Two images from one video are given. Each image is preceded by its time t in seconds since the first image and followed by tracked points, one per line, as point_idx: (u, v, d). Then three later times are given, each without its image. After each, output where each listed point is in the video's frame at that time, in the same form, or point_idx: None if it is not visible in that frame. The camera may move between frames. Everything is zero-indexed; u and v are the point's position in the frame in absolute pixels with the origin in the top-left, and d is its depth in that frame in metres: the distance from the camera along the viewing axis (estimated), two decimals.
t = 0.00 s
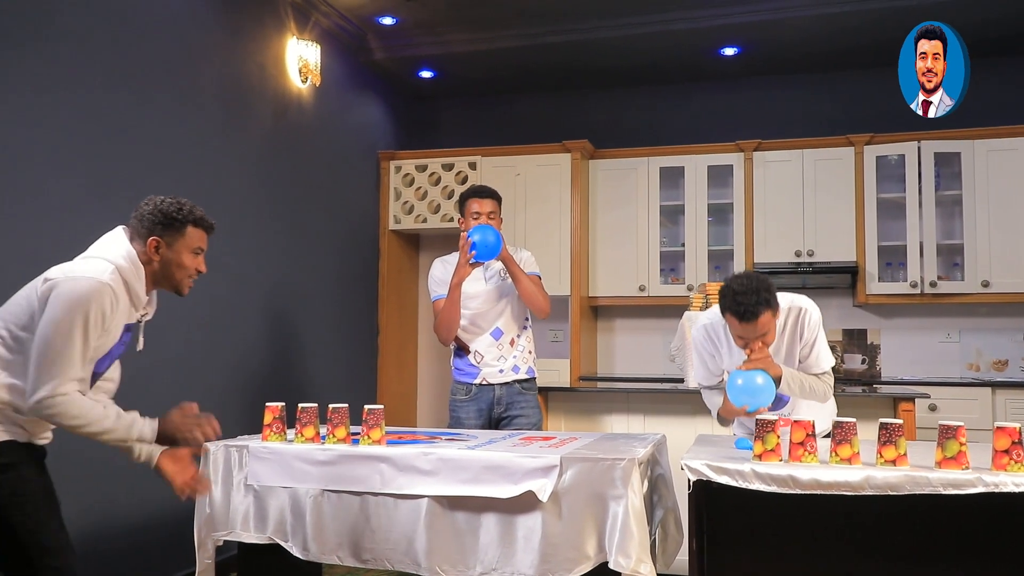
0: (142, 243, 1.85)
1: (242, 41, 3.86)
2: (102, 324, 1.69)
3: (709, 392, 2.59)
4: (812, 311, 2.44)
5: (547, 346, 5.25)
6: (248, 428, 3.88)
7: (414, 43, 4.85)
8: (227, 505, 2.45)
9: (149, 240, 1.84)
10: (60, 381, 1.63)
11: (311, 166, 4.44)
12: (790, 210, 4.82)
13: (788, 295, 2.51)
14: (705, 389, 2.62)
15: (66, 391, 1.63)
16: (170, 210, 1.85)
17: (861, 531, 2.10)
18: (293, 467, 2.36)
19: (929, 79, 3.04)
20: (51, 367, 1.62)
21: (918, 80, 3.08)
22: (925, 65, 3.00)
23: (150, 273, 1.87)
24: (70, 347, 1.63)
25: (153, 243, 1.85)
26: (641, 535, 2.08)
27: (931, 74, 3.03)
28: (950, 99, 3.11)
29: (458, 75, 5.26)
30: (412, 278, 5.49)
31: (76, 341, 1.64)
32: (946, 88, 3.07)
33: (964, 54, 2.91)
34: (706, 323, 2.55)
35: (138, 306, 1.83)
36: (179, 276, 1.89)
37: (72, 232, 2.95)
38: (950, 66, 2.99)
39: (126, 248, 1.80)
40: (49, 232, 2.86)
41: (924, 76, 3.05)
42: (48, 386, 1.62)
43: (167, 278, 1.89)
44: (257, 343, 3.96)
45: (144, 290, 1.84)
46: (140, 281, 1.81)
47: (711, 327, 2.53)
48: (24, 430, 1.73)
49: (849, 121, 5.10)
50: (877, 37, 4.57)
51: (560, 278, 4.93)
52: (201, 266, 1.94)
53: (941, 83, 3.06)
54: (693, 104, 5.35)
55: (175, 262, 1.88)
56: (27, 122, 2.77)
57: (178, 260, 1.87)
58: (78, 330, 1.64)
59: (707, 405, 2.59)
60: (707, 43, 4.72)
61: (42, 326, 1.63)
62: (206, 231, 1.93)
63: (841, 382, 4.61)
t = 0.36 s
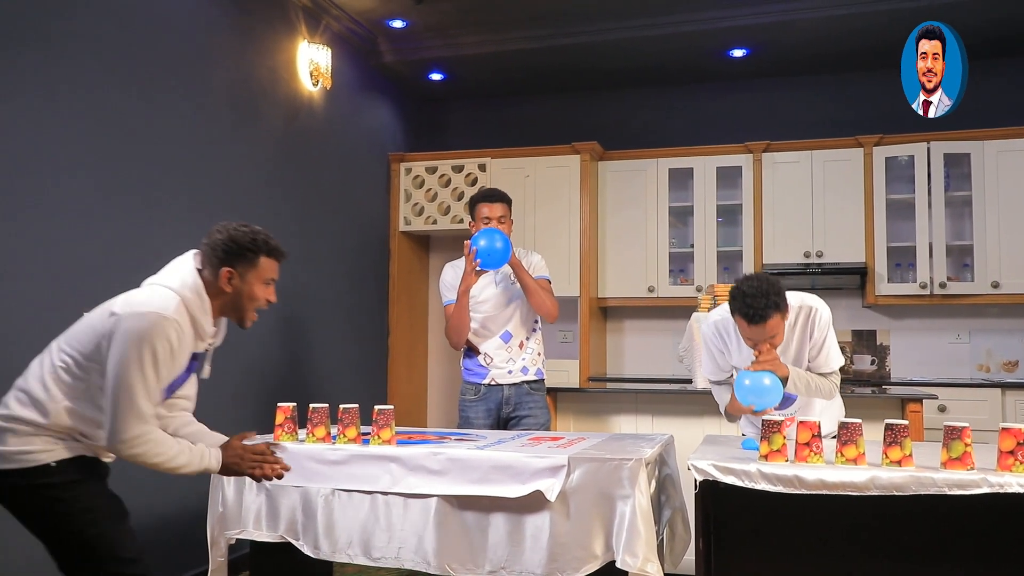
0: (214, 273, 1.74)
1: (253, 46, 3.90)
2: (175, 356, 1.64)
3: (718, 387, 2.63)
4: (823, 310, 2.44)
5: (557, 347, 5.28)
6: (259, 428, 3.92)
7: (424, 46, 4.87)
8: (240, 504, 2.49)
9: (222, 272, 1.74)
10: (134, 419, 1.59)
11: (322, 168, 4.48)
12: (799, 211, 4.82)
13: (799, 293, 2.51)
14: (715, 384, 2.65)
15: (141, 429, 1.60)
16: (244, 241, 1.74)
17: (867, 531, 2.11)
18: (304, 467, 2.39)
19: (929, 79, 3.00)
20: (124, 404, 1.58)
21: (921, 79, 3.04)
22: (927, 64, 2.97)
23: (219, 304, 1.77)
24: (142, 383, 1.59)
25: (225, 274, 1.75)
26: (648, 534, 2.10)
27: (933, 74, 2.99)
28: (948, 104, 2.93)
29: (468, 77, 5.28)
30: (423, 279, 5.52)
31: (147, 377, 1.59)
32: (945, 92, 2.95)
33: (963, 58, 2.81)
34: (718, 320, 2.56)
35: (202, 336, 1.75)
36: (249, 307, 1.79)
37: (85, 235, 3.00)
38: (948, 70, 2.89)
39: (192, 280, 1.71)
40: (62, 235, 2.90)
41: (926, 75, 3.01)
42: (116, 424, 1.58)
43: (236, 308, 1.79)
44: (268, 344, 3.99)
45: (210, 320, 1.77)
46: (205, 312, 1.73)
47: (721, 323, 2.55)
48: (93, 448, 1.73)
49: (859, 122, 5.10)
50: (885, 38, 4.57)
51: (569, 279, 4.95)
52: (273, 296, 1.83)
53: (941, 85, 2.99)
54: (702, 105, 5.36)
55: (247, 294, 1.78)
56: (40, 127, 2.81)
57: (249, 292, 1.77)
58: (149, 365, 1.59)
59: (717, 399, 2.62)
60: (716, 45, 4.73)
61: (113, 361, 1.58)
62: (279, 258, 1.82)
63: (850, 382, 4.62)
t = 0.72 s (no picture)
0: (278, 288, 1.67)
1: (264, 48, 3.92)
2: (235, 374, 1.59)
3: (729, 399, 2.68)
4: (829, 325, 2.47)
5: (566, 348, 5.28)
6: (269, 428, 3.94)
7: (433, 48, 4.89)
8: (250, 504, 2.51)
9: (285, 288, 1.67)
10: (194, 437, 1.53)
11: (332, 169, 4.50)
12: (808, 211, 4.82)
13: (804, 307, 2.55)
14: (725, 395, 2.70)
15: (201, 448, 1.54)
16: (308, 256, 1.68)
17: (873, 532, 2.12)
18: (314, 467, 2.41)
19: (929, 79, 2.92)
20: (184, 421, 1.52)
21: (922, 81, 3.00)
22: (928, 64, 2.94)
23: (280, 318, 1.71)
24: (202, 401, 1.53)
25: (289, 289, 1.68)
26: (655, 534, 2.11)
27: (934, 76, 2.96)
28: (946, 102, 2.80)
29: (477, 79, 5.30)
30: (432, 280, 5.54)
31: (209, 394, 1.55)
32: (945, 90, 2.85)
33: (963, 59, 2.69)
34: (722, 341, 2.55)
35: (258, 351, 1.71)
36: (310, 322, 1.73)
37: (98, 237, 3.03)
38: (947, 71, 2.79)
39: (252, 293, 1.66)
40: (75, 237, 2.93)
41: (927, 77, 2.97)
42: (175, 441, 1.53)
43: (297, 323, 1.73)
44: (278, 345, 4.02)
45: (268, 334, 1.71)
46: (263, 328, 1.68)
47: (727, 345, 2.54)
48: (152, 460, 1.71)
49: (869, 122, 5.09)
50: (895, 38, 4.56)
51: (578, 280, 4.96)
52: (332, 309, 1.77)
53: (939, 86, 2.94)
54: (711, 106, 5.36)
55: (309, 309, 1.71)
56: (53, 130, 2.85)
57: (312, 307, 1.71)
58: (211, 383, 1.54)
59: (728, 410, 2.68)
60: (725, 46, 4.73)
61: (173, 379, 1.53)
62: (340, 270, 1.75)
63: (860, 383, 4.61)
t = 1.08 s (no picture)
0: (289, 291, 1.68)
1: (269, 48, 3.95)
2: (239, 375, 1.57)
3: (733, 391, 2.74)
4: (823, 318, 2.49)
5: (572, 346, 5.29)
6: (275, 426, 3.96)
7: (439, 47, 4.91)
8: (254, 501, 2.53)
9: (297, 290, 1.68)
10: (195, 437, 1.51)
11: (338, 169, 4.52)
12: (814, 209, 4.81)
13: (800, 300, 2.57)
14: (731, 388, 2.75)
15: (200, 448, 1.52)
16: (321, 259, 1.68)
17: (874, 528, 2.12)
18: (316, 464, 2.43)
19: (929, 79, 2.97)
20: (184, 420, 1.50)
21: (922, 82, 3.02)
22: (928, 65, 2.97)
23: (290, 320, 1.72)
24: (204, 401, 1.51)
25: (301, 292, 1.69)
26: (655, 531, 2.11)
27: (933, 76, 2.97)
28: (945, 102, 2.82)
29: (483, 78, 5.31)
30: (439, 279, 5.55)
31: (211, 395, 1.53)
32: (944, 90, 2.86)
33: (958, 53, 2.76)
34: (717, 335, 2.60)
35: (268, 353, 1.71)
36: (320, 324, 1.74)
37: (104, 236, 3.06)
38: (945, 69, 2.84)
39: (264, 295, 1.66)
40: (81, 236, 2.96)
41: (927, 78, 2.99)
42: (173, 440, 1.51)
43: (307, 325, 1.74)
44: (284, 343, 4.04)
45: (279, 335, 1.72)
46: (274, 330, 1.68)
47: (722, 339, 2.58)
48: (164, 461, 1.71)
49: (876, 120, 5.08)
50: (901, 35, 4.55)
51: (584, 279, 4.96)
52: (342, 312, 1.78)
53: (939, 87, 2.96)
54: (718, 104, 5.36)
55: (320, 312, 1.72)
56: (60, 131, 2.88)
57: (323, 310, 1.72)
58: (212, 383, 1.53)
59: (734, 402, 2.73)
60: (730, 44, 4.72)
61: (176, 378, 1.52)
62: (352, 273, 1.76)
63: (867, 382, 4.60)
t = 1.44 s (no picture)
0: (300, 242, 1.74)
1: (274, 47, 3.96)
2: (237, 329, 1.59)
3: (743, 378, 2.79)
4: (821, 307, 2.47)
5: (578, 345, 5.29)
6: (279, 424, 3.97)
7: (444, 46, 4.91)
8: (255, 497, 2.54)
9: (307, 240, 1.74)
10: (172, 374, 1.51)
11: (343, 167, 4.53)
12: (820, 207, 4.79)
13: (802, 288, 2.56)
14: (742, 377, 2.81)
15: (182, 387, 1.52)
16: (330, 209, 1.76)
17: (872, 525, 2.11)
18: (316, 460, 2.44)
19: (929, 78, 2.99)
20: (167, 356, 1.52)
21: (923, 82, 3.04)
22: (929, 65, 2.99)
23: (302, 272, 1.78)
24: (194, 343, 1.54)
25: (311, 243, 1.75)
26: (653, 527, 2.11)
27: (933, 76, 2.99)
28: (944, 102, 2.84)
29: (488, 77, 5.32)
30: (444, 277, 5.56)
31: (200, 338, 1.54)
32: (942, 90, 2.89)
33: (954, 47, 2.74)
34: (718, 314, 2.73)
35: (284, 309, 1.77)
36: (331, 276, 1.80)
37: (109, 234, 3.07)
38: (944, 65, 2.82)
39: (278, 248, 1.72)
40: (85, 234, 2.98)
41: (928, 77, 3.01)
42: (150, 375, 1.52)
43: (318, 279, 1.80)
44: (288, 341, 4.05)
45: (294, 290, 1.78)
46: (288, 283, 1.74)
47: (722, 317, 2.72)
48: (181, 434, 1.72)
49: (882, 117, 5.05)
50: (908, 31, 4.53)
51: (589, 277, 4.96)
52: (351, 266, 1.85)
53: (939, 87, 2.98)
54: (723, 102, 5.34)
55: (330, 264, 1.78)
56: (65, 129, 2.89)
57: (333, 261, 1.78)
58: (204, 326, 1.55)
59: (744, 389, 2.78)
60: (736, 41, 4.71)
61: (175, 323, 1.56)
62: (360, 226, 1.83)
63: (873, 380, 4.57)
